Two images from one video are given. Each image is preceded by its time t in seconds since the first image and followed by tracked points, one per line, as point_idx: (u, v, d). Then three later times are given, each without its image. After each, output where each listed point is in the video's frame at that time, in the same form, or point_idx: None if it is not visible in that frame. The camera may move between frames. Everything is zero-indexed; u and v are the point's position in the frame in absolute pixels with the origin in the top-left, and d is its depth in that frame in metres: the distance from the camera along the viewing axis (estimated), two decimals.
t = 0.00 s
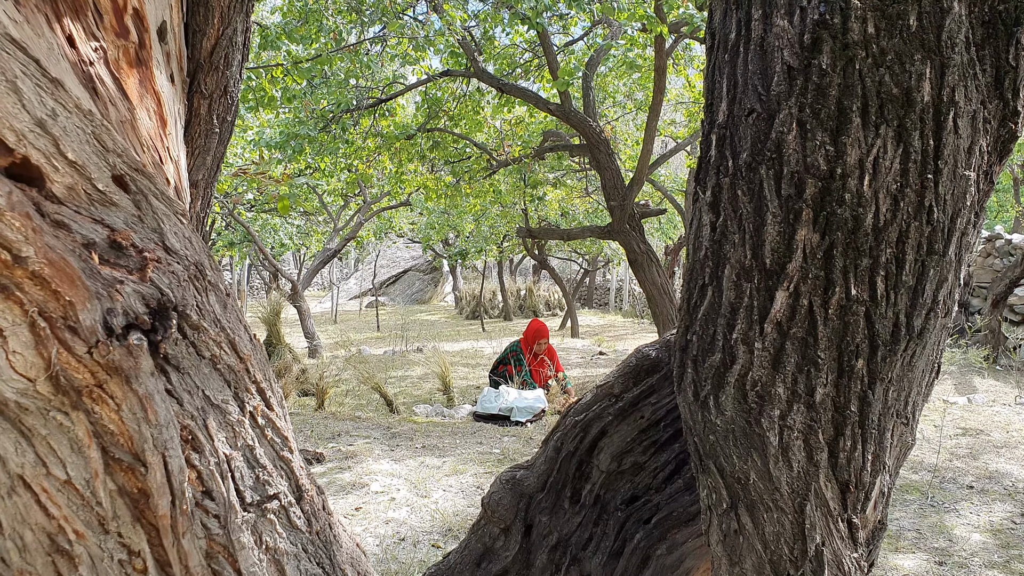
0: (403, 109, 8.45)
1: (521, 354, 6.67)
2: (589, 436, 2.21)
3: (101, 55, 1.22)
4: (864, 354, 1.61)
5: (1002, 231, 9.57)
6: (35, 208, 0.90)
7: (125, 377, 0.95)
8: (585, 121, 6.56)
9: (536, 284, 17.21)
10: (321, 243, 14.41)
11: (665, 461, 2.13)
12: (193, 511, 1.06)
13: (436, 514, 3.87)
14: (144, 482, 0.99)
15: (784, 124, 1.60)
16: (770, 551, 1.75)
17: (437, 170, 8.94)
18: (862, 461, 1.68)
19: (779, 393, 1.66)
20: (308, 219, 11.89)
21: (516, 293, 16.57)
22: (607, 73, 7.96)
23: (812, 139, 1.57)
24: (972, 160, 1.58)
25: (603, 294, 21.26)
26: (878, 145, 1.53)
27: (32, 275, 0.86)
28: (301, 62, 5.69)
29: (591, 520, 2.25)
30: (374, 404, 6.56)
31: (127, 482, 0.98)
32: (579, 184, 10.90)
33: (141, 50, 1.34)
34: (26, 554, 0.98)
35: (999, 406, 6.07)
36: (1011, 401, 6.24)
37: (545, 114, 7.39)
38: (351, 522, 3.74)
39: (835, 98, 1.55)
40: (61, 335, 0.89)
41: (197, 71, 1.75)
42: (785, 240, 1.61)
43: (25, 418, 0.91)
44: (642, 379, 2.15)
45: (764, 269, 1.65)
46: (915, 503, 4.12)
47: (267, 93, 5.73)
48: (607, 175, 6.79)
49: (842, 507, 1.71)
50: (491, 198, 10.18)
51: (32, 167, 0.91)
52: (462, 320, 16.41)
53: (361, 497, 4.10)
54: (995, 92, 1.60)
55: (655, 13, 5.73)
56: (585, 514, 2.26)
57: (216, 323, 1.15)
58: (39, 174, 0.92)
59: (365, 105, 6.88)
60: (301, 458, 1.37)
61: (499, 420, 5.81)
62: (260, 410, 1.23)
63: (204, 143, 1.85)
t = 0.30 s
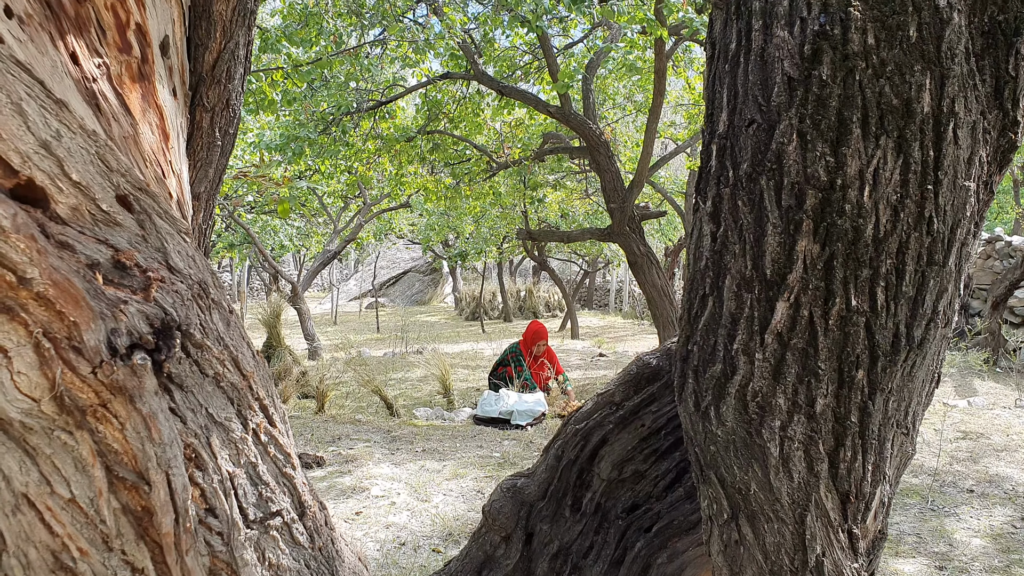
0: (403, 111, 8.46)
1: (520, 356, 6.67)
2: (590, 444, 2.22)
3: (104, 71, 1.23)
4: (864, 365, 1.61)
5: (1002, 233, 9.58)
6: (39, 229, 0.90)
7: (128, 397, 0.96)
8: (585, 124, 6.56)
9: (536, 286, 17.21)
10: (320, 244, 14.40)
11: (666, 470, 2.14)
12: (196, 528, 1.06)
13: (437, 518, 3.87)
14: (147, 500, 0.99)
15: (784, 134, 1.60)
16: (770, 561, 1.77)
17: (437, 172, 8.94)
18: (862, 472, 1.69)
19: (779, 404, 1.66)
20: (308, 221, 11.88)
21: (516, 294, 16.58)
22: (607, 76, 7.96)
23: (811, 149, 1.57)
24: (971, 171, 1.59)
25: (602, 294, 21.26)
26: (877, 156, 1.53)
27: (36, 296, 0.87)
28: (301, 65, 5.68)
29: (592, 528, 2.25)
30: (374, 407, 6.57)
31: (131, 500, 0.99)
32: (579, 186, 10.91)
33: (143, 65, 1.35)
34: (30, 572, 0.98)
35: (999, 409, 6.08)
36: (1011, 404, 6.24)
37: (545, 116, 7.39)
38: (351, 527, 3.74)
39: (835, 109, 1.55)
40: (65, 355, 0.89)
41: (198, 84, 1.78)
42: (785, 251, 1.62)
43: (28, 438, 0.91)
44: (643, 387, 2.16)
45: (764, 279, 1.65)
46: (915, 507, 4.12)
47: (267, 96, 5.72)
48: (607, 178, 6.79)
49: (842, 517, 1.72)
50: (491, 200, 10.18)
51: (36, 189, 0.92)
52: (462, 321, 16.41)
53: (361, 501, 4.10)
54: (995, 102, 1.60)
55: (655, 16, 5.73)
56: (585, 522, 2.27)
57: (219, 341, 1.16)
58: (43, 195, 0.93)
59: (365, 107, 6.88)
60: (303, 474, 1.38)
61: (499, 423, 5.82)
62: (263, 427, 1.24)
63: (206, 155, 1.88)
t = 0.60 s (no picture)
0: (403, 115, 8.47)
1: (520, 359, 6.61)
2: (591, 453, 2.23)
3: (106, 88, 1.24)
4: (864, 377, 1.62)
5: (1002, 236, 9.58)
6: (43, 252, 0.90)
7: (132, 417, 0.97)
8: (585, 127, 6.56)
9: (536, 288, 17.22)
10: (321, 246, 14.41)
11: (667, 479, 2.14)
12: (199, 547, 1.07)
13: (438, 523, 3.87)
14: (150, 519, 1.00)
15: (784, 146, 1.61)
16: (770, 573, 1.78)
17: (437, 175, 8.95)
18: (862, 484, 1.69)
19: (779, 416, 1.67)
20: (309, 223, 11.89)
21: (516, 296, 16.59)
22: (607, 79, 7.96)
23: (812, 162, 1.58)
24: (971, 183, 1.59)
25: (603, 296, 21.26)
26: (877, 168, 1.54)
27: (40, 318, 0.87)
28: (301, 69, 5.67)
29: (592, 538, 2.26)
30: (375, 410, 6.57)
31: (134, 520, 0.99)
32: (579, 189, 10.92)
33: (145, 82, 1.36)
34: None
35: (1000, 413, 6.07)
36: (1011, 409, 6.24)
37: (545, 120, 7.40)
38: (352, 532, 3.74)
39: (835, 121, 1.55)
40: (69, 377, 0.90)
41: (200, 99, 1.80)
42: (786, 263, 1.62)
43: (32, 458, 0.92)
44: (643, 397, 2.17)
45: (764, 292, 1.66)
46: (916, 512, 4.12)
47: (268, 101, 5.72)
48: (607, 181, 6.79)
49: (843, 529, 1.72)
50: (491, 203, 10.19)
51: (40, 212, 0.92)
52: (462, 323, 16.42)
53: (361, 506, 4.11)
54: (994, 113, 1.61)
55: (655, 20, 5.72)
56: (586, 532, 2.27)
57: (222, 360, 1.17)
58: (47, 218, 0.93)
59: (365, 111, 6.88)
60: (306, 491, 1.39)
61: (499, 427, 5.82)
62: (265, 445, 1.25)
63: (208, 169, 1.89)
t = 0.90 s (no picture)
0: (403, 119, 8.49)
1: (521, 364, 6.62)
2: (592, 462, 2.24)
3: (110, 103, 1.24)
4: (864, 389, 1.62)
5: (1002, 241, 9.60)
6: (48, 271, 0.91)
7: (136, 434, 0.97)
8: (584, 132, 6.57)
9: (536, 292, 17.23)
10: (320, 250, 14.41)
11: (668, 488, 2.14)
12: (202, 564, 1.07)
13: (438, 530, 3.86)
14: (154, 536, 1.00)
15: (784, 158, 1.61)
16: None
17: (437, 179, 8.96)
18: (863, 494, 1.70)
19: (780, 427, 1.67)
20: (308, 227, 11.89)
21: (516, 300, 16.59)
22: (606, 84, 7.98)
23: (812, 173, 1.58)
24: (971, 194, 1.60)
25: (603, 300, 21.26)
26: (878, 179, 1.54)
27: (46, 337, 0.87)
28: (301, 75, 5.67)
29: (593, 547, 2.26)
30: (375, 415, 6.57)
31: (138, 537, 0.99)
32: (579, 193, 10.93)
33: (149, 96, 1.37)
34: None
35: (1000, 419, 6.07)
36: (1011, 413, 6.25)
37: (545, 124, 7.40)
38: (352, 539, 3.73)
39: (835, 132, 1.56)
40: (73, 396, 0.90)
41: (203, 113, 1.82)
42: (786, 274, 1.62)
43: (37, 476, 0.92)
44: (644, 407, 2.17)
45: (765, 303, 1.66)
46: (916, 519, 4.12)
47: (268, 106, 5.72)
48: (607, 186, 6.79)
49: (843, 540, 1.72)
50: (491, 207, 10.19)
51: (46, 231, 0.93)
52: (462, 327, 16.41)
53: (361, 512, 4.10)
54: (993, 124, 1.62)
55: (654, 25, 5.74)
56: (587, 540, 2.28)
57: (225, 377, 1.17)
58: (52, 237, 0.93)
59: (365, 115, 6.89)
60: (308, 506, 1.39)
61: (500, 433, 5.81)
62: (268, 461, 1.26)
63: (210, 181, 1.91)
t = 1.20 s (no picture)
0: (403, 123, 8.50)
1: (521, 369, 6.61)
2: (592, 469, 2.24)
3: (113, 112, 1.24)
4: (866, 396, 1.62)
5: (1001, 245, 9.62)
6: (52, 281, 0.91)
7: (139, 445, 0.97)
8: (584, 135, 6.58)
9: (536, 295, 17.23)
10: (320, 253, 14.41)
11: (668, 495, 2.14)
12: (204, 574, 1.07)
13: (438, 534, 3.85)
14: (156, 546, 1.00)
15: (785, 165, 1.61)
16: None
17: (437, 182, 8.97)
18: (864, 502, 1.69)
19: (781, 434, 1.67)
20: (308, 230, 11.90)
21: (516, 303, 16.60)
22: (606, 88, 7.99)
23: (813, 180, 1.58)
24: (972, 201, 1.60)
25: (602, 303, 21.26)
26: (879, 187, 1.54)
27: (49, 348, 0.88)
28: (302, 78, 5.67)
29: (593, 553, 2.26)
30: (375, 419, 6.56)
31: (140, 547, 0.99)
32: (578, 196, 10.94)
33: (151, 104, 1.37)
34: None
35: (1000, 423, 6.07)
36: (1011, 418, 6.25)
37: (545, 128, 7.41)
38: (351, 543, 3.72)
39: (836, 139, 1.56)
40: (76, 406, 0.91)
41: (205, 120, 1.83)
42: (787, 281, 1.62)
43: (39, 487, 0.92)
44: (644, 413, 2.17)
45: (766, 310, 1.66)
46: (916, 523, 4.11)
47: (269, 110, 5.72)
48: (607, 189, 6.79)
49: (845, 548, 1.72)
50: (491, 210, 10.20)
51: (49, 242, 0.93)
52: (462, 330, 16.40)
53: (361, 517, 4.09)
54: (994, 131, 1.62)
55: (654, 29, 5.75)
56: (587, 547, 2.28)
57: (227, 387, 1.17)
58: (54, 247, 0.94)
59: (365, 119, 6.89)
60: (310, 515, 1.39)
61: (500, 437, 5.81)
62: (270, 470, 1.26)
63: (212, 189, 1.92)
